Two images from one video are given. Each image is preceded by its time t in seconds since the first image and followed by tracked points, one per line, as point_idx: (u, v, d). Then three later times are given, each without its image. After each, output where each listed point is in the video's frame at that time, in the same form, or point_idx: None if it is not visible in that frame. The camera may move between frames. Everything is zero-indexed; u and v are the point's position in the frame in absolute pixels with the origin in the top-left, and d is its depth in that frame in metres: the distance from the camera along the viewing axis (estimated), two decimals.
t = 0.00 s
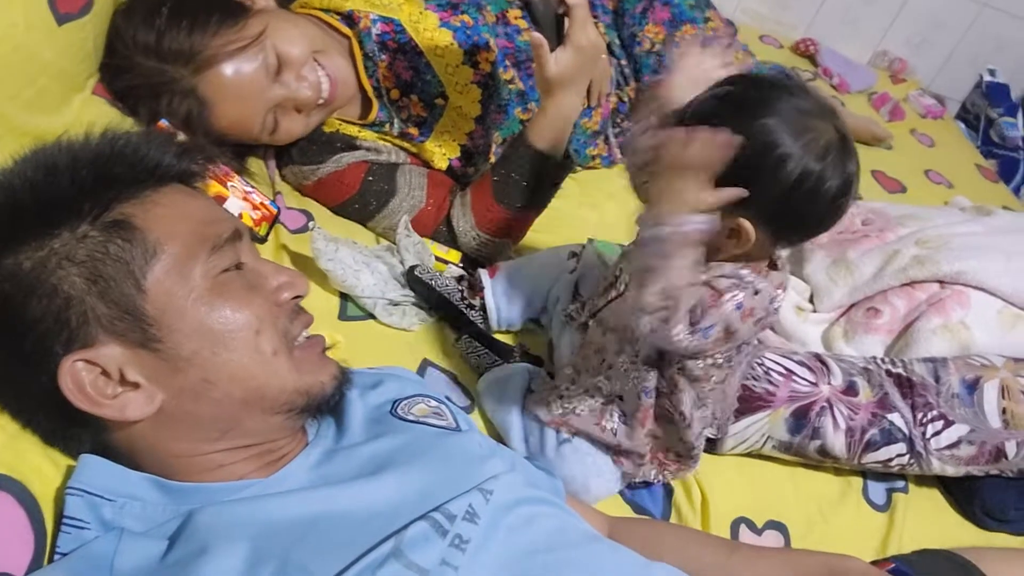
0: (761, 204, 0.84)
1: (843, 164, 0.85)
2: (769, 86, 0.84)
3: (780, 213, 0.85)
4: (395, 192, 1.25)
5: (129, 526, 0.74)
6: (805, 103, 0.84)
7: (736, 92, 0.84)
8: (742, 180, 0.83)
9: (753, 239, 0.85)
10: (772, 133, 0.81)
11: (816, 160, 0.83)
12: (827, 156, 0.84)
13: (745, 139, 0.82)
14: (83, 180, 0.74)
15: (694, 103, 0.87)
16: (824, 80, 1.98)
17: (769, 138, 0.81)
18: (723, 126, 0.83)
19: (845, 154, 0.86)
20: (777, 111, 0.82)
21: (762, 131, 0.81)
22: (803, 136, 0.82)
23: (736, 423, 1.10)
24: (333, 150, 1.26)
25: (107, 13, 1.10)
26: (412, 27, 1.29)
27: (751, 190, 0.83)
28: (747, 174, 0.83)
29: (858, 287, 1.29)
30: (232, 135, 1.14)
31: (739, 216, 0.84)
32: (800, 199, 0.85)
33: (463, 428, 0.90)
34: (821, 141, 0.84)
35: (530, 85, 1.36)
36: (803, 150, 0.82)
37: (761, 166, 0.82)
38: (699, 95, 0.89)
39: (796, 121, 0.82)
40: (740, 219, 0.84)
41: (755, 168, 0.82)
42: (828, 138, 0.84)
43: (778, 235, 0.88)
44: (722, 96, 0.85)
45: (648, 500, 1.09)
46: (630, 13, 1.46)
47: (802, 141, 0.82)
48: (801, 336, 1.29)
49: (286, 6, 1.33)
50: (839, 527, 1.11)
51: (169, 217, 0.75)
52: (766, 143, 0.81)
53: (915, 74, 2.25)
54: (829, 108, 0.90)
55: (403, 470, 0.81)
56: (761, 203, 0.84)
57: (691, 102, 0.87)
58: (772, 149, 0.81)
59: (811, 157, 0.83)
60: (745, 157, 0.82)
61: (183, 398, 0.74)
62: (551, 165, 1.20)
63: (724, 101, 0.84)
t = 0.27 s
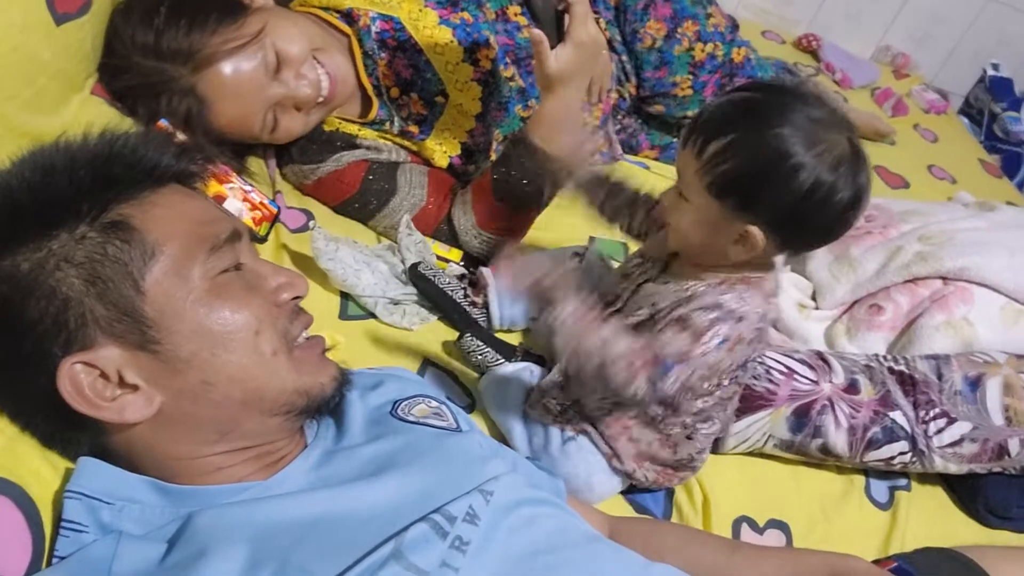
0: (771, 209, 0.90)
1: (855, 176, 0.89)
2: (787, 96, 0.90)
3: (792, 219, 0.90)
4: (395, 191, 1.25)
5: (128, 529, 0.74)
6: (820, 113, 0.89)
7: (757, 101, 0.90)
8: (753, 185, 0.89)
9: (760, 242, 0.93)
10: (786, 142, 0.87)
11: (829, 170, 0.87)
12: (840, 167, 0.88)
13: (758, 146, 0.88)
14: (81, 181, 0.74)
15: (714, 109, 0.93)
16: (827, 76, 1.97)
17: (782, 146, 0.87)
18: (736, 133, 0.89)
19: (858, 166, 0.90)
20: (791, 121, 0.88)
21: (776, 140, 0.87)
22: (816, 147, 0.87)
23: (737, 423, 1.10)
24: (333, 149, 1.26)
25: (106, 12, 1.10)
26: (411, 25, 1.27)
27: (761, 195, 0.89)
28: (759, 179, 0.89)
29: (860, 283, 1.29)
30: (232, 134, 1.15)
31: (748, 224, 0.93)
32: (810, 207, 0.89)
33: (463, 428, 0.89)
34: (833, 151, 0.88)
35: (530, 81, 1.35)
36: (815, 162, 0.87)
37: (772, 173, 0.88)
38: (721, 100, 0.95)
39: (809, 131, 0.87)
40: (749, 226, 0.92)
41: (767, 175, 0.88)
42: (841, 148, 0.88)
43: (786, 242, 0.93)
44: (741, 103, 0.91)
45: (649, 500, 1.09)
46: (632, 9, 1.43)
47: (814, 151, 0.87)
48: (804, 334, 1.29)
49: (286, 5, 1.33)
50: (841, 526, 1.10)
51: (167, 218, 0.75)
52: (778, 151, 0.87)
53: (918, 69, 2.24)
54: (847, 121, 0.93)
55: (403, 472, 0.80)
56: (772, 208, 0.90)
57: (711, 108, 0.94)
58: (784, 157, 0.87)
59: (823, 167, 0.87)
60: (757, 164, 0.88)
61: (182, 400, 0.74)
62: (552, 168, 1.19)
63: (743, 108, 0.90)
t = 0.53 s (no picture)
0: (780, 215, 0.86)
1: (863, 183, 0.87)
2: (796, 98, 0.86)
3: (799, 225, 0.87)
4: (393, 187, 1.25)
5: (125, 522, 0.74)
6: (829, 116, 0.85)
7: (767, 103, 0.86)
8: (762, 191, 0.86)
9: (767, 244, 0.89)
10: (796, 148, 0.83)
11: (838, 178, 0.84)
12: (849, 173, 0.85)
13: (769, 152, 0.84)
14: (75, 175, 0.74)
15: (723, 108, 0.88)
16: (826, 70, 1.97)
17: (792, 154, 0.83)
18: (749, 136, 0.85)
19: (865, 173, 0.88)
20: (802, 126, 0.84)
21: (786, 147, 0.83)
22: (825, 154, 0.84)
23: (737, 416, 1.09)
24: (331, 145, 1.26)
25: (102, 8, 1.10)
26: (408, 20, 1.27)
27: (771, 201, 0.86)
28: (768, 186, 0.85)
29: (860, 276, 1.28)
30: (229, 129, 1.14)
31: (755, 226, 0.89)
32: (818, 214, 0.86)
33: (461, 422, 0.89)
34: (843, 157, 0.85)
35: (529, 76, 1.33)
36: (827, 169, 0.84)
37: (782, 180, 0.84)
38: (726, 99, 0.90)
39: (819, 136, 0.84)
40: (756, 229, 0.88)
41: (776, 181, 0.84)
42: (851, 154, 0.85)
43: (792, 247, 0.90)
44: (751, 105, 0.86)
45: (648, 493, 1.09)
46: (628, 3, 1.42)
47: (824, 159, 0.84)
48: (803, 327, 1.29)
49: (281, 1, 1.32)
50: (841, 519, 1.10)
51: (162, 212, 0.75)
52: (789, 159, 0.83)
53: (918, 63, 2.24)
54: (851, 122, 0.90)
55: (401, 465, 0.80)
56: (780, 214, 0.86)
57: (718, 107, 0.89)
58: (795, 164, 0.83)
59: (833, 174, 0.84)
60: (768, 170, 0.84)
61: (177, 394, 0.74)
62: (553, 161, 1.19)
63: (753, 110, 0.86)
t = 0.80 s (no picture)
0: (798, 210, 0.92)
1: (864, 167, 0.94)
2: (799, 93, 0.90)
3: (814, 217, 0.94)
4: (391, 184, 1.25)
5: (123, 519, 0.74)
6: (828, 109, 0.91)
7: (772, 99, 0.90)
8: (781, 190, 0.91)
9: (782, 239, 0.95)
10: (809, 147, 0.88)
11: (850, 170, 0.91)
12: (857, 163, 0.91)
13: (784, 150, 0.89)
14: (73, 171, 0.74)
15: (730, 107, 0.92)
16: (825, 67, 1.97)
17: (807, 152, 0.88)
18: (766, 138, 0.89)
19: (863, 156, 0.94)
20: (807, 122, 0.89)
21: (801, 146, 0.88)
22: (834, 147, 0.90)
23: (736, 413, 1.10)
24: (329, 142, 1.26)
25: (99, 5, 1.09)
26: (407, 13, 1.28)
27: (788, 200, 0.92)
28: (788, 185, 0.90)
29: (859, 273, 1.28)
30: (234, 121, 1.13)
31: (772, 224, 0.95)
32: (830, 204, 0.93)
33: (459, 419, 0.89)
34: (847, 146, 0.91)
35: (528, 74, 1.32)
36: (835, 161, 0.89)
37: (802, 178, 0.89)
38: (731, 95, 0.94)
39: (826, 132, 0.90)
40: (773, 227, 0.94)
41: (795, 179, 0.90)
42: (853, 142, 0.91)
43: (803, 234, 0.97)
44: (761, 104, 0.90)
45: (647, 490, 1.08)
46: None
47: (834, 153, 0.90)
48: (801, 324, 1.29)
49: None
50: (840, 515, 1.10)
51: (159, 209, 0.75)
52: (804, 158, 0.88)
53: (917, 60, 2.24)
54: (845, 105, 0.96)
55: (399, 462, 0.80)
56: (798, 210, 0.92)
57: (728, 108, 0.92)
58: (811, 163, 0.89)
59: (843, 165, 0.90)
60: (786, 170, 0.89)
61: (175, 390, 0.74)
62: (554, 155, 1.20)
63: (763, 109, 0.90)
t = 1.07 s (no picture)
0: (804, 204, 0.93)
1: (862, 155, 0.95)
2: (793, 88, 0.90)
3: (818, 208, 0.94)
4: (390, 185, 1.25)
5: (123, 524, 0.74)
6: (822, 102, 0.92)
7: (771, 99, 0.90)
8: (787, 187, 0.91)
9: (789, 231, 0.96)
10: (813, 143, 0.89)
11: (849, 161, 0.92)
12: (855, 152, 0.93)
13: (788, 152, 0.89)
14: (72, 174, 0.74)
15: (731, 106, 0.90)
16: (825, 67, 1.96)
17: (811, 149, 0.89)
18: (770, 137, 0.88)
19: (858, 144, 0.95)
20: (810, 117, 0.89)
21: (805, 144, 0.89)
22: (835, 140, 0.91)
23: (737, 412, 1.10)
24: (327, 143, 1.26)
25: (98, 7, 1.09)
26: (394, 21, 1.29)
27: (794, 196, 0.92)
28: (794, 181, 0.91)
29: (860, 274, 1.28)
30: (246, 109, 1.13)
31: (777, 218, 0.95)
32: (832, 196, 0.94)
33: (459, 423, 0.89)
34: (842, 138, 0.92)
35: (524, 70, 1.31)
36: (837, 158, 0.90)
37: (806, 175, 0.90)
38: (727, 90, 0.92)
39: (828, 126, 0.90)
40: (779, 220, 0.95)
41: (799, 176, 0.90)
42: (849, 133, 0.92)
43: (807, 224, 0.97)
44: (760, 101, 0.89)
45: (648, 492, 1.08)
46: None
47: (834, 146, 0.91)
48: (802, 324, 1.28)
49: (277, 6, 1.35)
50: (841, 516, 1.10)
51: (159, 212, 0.75)
52: (809, 155, 0.89)
53: (918, 59, 2.23)
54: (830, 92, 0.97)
55: (400, 466, 0.80)
56: (803, 204, 0.93)
57: (728, 104, 0.90)
58: (814, 160, 0.90)
59: (843, 159, 0.91)
60: (791, 167, 0.89)
61: (175, 394, 0.74)
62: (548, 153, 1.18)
63: (763, 106, 0.89)
